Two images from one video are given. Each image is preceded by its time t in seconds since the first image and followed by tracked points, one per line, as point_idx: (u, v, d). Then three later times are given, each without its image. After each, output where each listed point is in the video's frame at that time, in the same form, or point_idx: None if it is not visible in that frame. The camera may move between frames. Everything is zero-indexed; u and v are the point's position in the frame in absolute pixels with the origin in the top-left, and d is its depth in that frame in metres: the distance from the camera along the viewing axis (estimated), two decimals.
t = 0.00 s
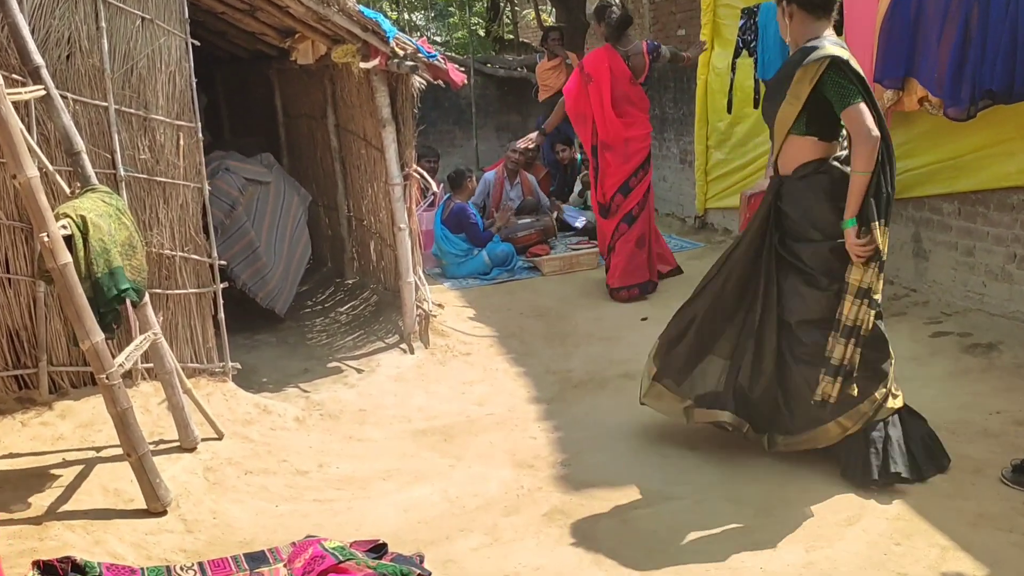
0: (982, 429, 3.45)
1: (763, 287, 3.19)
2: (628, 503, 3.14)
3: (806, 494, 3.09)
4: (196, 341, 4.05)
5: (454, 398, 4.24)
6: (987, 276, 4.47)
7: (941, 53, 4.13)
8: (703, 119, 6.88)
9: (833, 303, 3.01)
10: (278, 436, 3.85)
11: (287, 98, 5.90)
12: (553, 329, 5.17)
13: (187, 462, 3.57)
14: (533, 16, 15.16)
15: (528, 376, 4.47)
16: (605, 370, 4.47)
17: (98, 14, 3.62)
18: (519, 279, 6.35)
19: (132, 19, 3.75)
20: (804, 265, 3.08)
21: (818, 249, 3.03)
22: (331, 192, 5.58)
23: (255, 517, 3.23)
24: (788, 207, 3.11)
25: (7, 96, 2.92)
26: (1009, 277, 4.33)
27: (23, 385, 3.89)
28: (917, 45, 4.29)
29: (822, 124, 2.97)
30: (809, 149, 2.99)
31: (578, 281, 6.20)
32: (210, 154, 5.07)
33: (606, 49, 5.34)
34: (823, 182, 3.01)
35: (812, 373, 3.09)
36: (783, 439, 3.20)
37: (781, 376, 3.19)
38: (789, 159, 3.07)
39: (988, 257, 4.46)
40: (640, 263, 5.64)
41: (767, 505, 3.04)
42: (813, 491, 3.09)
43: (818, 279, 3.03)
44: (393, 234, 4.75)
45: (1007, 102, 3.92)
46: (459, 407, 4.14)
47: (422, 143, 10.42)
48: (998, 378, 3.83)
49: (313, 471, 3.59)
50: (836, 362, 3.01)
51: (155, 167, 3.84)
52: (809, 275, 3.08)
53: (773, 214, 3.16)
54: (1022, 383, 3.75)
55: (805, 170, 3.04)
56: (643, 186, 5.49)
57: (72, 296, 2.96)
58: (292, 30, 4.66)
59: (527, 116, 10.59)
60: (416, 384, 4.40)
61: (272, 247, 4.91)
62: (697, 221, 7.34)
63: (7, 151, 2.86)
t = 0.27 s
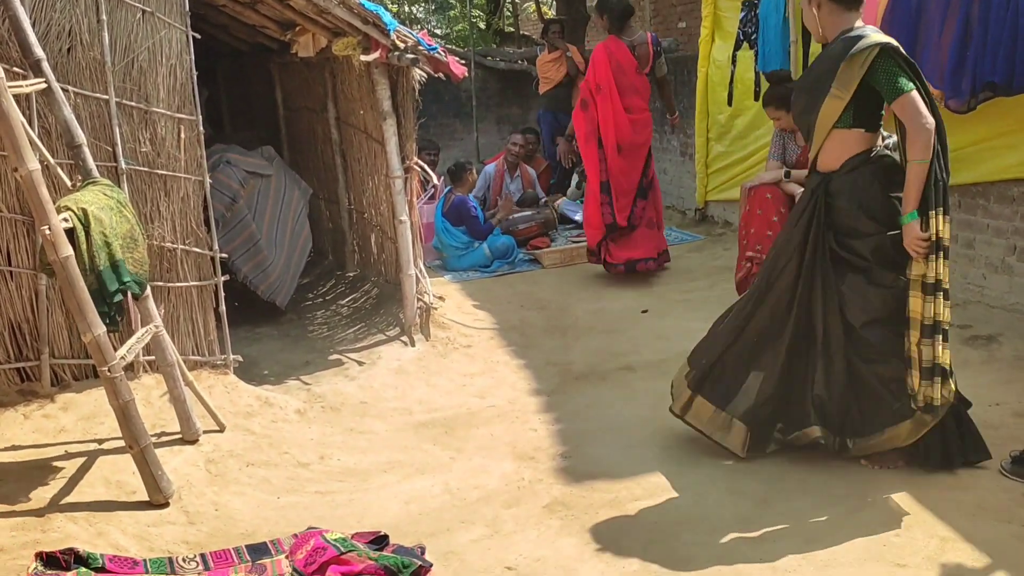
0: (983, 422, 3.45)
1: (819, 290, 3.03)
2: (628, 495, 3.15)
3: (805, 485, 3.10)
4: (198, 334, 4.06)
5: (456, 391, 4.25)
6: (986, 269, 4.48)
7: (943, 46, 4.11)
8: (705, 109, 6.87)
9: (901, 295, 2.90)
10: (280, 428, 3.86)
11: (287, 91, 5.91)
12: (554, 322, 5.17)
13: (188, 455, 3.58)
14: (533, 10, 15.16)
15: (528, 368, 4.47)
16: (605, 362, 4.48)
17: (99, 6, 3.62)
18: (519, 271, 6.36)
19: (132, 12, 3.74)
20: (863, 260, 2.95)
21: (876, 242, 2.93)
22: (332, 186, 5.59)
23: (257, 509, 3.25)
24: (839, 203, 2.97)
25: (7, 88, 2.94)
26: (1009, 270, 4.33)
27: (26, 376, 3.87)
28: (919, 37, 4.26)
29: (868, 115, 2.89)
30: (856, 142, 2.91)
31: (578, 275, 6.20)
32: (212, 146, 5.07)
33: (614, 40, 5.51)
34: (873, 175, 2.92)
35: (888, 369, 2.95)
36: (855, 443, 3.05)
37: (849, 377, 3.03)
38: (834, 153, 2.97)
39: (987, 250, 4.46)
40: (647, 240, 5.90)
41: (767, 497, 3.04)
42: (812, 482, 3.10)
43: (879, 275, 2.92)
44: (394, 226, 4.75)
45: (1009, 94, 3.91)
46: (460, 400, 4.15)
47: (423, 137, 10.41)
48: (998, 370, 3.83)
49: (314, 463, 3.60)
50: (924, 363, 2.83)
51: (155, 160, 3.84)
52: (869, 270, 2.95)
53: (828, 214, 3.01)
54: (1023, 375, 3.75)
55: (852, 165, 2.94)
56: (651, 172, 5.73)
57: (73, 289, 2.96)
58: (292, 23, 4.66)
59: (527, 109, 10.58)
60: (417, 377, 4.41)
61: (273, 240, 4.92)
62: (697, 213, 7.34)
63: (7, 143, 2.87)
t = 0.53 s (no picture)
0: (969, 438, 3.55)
1: (830, 315, 3.03)
2: (624, 509, 3.25)
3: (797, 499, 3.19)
4: (207, 351, 4.18)
5: (457, 407, 4.36)
6: (970, 288, 4.60)
7: (926, 75, 4.28)
8: (698, 132, 6.97)
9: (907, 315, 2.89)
10: (287, 443, 3.97)
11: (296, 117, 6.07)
12: (553, 340, 5.28)
13: (197, 469, 3.68)
14: (533, 39, 15.44)
15: (528, 385, 4.59)
16: (602, 379, 4.60)
17: (115, 36, 3.77)
18: (519, 289, 6.49)
19: (147, 41, 3.91)
20: (870, 281, 2.94)
21: (881, 262, 2.92)
22: (338, 208, 5.73)
23: (264, 522, 3.35)
24: (842, 226, 2.96)
25: (26, 115, 3.05)
26: (992, 290, 4.46)
27: (40, 393, 4.00)
28: (905, 67, 4.44)
29: (868, 141, 2.87)
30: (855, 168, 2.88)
31: (577, 293, 6.32)
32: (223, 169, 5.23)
33: (612, 65, 5.70)
34: (876, 197, 2.90)
35: (897, 391, 2.97)
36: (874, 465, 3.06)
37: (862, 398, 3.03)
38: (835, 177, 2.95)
39: (971, 271, 4.59)
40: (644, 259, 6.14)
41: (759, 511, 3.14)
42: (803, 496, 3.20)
43: (885, 294, 2.91)
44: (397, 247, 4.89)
45: (992, 121, 4.06)
46: (461, 415, 4.26)
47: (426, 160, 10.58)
48: (984, 388, 3.95)
49: (320, 477, 3.71)
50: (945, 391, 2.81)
51: (168, 183, 3.98)
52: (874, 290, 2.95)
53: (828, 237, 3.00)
54: (1007, 393, 3.86)
55: (853, 189, 2.92)
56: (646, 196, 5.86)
57: (87, 308, 3.08)
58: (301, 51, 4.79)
59: (527, 133, 10.74)
60: (420, 393, 4.52)
61: (281, 260, 5.05)
62: (692, 234, 7.47)
63: (25, 167, 2.98)
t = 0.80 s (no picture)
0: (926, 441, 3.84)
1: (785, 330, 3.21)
2: (607, 507, 3.52)
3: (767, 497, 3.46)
4: (217, 360, 4.44)
5: (452, 412, 4.63)
6: (927, 302, 4.93)
7: (886, 105, 4.62)
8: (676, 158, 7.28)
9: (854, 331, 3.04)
10: (291, 446, 4.22)
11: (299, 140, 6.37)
12: (542, 349, 5.56)
13: (208, 471, 3.93)
14: (523, 68, 15.88)
15: (518, 392, 4.86)
16: (588, 386, 4.87)
17: (133, 66, 4.04)
18: (510, 302, 6.77)
19: (162, 70, 4.18)
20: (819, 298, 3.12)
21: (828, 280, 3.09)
22: (341, 225, 6.00)
23: (271, 520, 3.59)
24: (794, 247, 3.17)
25: (49, 139, 3.21)
26: (947, 302, 4.77)
27: (59, 400, 4.28)
28: (865, 97, 4.79)
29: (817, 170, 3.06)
30: (805, 195, 3.06)
31: (565, 305, 6.61)
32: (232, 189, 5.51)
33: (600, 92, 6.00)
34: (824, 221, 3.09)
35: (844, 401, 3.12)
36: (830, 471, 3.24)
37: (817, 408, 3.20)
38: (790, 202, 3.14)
39: (929, 285, 4.92)
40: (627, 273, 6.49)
41: (732, 509, 3.40)
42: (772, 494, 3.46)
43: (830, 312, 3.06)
44: (396, 262, 5.17)
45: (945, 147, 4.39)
46: (455, 420, 4.53)
47: (421, 181, 10.88)
48: (941, 394, 4.25)
49: (323, 477, 3.96)
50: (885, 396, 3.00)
51: (181, 203, 4.25)
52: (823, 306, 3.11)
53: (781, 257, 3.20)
54: (962, 399, 4.17)
55: (805, 214, 3.11)
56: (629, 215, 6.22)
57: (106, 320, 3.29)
58: (307, 80, 5.11)
59: (516, 157, 11.03)
60: (417, 399, 4.78)
61: (287, 273, 5.31)
62: (669, 250, 7.80)
63: (48, 189, 3.14)
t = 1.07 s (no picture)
0: (911, 438, 3.95)
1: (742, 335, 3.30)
2: (601, 503, 3.62)
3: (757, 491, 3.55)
4: (223, 360, 4.56)
5: (451, 410, 4.73)
6: (914, 303, 5.06)
7: (874, 112, 4.74)
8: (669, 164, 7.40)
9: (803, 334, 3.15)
10: (294, 444, 4.33)
11: (302, 145, 6.49)
12: (538, 350, 5.67)
13: (213, 468, 4.03)
14: (521, 75, 16.06)
15: (515, 390, 4.97)
16: (583, 386, 4.99)
17: (140, 73, 4.15)
18: (508, 304, 6.88)
19: (169, 77, 4.29)
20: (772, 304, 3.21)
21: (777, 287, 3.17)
22: (343, 228, 6.13)
23: (274, 516, 3.68)
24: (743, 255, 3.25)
25: (57, 144, 3.25)
26: (933, 304, 4.91)
27: (68, 399, 4.40)
28: (854, 104, 4.91)
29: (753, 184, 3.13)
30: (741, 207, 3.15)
31: (561, 307, 6.73)
32: (237, 194, 5.63)
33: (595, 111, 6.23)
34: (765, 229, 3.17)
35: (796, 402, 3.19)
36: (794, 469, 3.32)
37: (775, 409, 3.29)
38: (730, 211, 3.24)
39: (915, 286, 5.05)
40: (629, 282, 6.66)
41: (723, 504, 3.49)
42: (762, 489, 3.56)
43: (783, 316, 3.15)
44: (396, 263, 5.28)
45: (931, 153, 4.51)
46: (454, 418, 4.63)
47: (421, 185, 11.01)
48: (926, 393, 4.37)
49: (325, 474, 4.06)
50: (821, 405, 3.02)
51: (188, 207, 4.36)
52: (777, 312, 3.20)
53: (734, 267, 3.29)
54: (946, 398, 4.29)
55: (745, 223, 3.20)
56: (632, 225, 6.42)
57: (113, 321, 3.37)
58: (309, 89, 5.29)
59: (514, 161, 11.17)
60: (416, 398, 4.89)
61: (290, 275, 5.42)
62: (662, 254, 7.94)
63: (57, 193, 3.20)
